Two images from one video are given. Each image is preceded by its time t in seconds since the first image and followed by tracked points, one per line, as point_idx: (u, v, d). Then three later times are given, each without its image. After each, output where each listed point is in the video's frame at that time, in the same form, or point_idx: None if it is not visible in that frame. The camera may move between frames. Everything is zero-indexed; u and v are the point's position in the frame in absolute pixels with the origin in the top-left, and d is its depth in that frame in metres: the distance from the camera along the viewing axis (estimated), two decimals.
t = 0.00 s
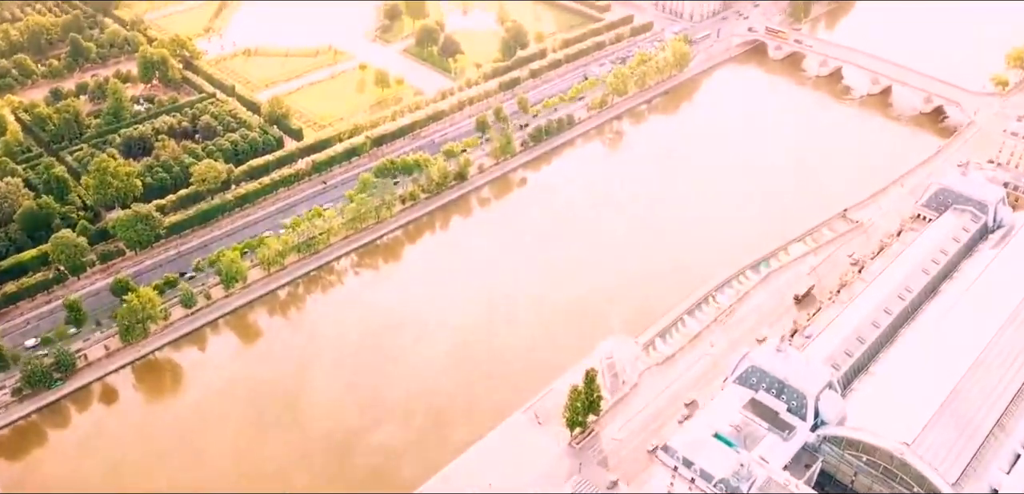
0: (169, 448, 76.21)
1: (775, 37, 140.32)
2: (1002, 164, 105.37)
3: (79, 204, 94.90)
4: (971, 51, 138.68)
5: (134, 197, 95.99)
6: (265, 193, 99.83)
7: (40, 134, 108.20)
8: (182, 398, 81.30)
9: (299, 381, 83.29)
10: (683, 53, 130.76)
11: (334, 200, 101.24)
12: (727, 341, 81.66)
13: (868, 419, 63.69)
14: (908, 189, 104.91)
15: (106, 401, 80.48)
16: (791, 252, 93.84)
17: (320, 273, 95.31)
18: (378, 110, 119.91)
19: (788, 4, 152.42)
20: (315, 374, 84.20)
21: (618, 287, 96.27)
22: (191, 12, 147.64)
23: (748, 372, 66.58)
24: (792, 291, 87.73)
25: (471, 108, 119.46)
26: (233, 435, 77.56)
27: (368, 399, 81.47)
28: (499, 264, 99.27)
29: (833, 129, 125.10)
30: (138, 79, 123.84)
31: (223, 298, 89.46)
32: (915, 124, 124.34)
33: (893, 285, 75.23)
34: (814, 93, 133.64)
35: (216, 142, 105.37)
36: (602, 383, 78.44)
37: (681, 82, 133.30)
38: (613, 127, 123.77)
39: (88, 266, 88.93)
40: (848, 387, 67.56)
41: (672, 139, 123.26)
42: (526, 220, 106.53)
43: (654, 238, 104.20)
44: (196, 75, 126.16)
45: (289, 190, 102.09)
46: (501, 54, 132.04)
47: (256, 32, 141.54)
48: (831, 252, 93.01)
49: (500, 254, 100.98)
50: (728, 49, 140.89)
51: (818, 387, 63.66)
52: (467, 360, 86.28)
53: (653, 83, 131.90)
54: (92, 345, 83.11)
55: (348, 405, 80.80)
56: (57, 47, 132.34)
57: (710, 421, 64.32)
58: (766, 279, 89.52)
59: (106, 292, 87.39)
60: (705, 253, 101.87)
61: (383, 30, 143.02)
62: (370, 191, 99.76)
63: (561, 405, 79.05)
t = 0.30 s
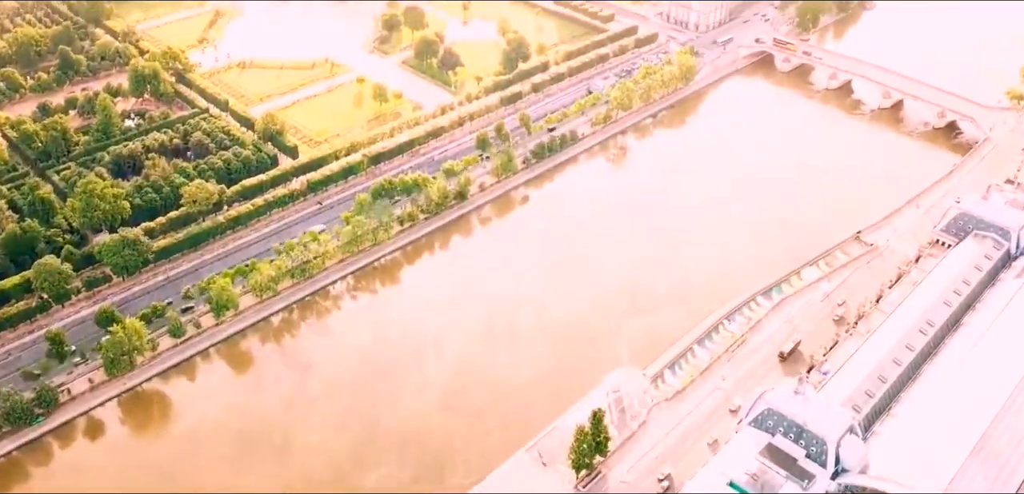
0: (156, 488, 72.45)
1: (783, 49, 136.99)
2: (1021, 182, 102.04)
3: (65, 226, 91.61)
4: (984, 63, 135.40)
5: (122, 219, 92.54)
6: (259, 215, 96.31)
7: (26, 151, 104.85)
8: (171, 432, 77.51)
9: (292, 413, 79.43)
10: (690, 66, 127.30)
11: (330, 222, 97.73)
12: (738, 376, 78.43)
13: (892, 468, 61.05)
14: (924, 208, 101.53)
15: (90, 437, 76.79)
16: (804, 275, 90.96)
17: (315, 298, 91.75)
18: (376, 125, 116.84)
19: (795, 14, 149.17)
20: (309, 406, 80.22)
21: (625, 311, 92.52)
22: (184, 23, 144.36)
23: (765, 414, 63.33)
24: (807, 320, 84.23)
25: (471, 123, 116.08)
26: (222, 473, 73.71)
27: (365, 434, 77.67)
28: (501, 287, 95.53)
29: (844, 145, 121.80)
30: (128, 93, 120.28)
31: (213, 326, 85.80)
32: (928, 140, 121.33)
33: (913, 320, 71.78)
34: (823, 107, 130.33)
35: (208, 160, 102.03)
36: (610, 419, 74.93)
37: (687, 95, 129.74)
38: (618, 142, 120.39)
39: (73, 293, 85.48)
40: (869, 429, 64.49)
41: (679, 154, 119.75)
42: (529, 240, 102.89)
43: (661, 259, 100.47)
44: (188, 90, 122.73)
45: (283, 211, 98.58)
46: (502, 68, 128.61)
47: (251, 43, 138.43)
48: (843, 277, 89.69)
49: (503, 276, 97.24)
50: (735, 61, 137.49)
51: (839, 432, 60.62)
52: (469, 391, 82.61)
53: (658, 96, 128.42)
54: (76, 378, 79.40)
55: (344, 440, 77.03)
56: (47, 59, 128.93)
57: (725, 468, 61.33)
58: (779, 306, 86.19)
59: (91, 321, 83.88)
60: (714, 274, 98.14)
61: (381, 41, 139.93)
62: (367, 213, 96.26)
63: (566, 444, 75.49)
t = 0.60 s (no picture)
0: None
1: (792, 61, 133.71)
2: None
3: (51, 250, 88.66)
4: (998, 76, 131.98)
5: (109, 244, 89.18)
6: (251, 238, 92.81)
7: (12, 170, 101.63)
8: (158, 471, 73.90)
9: (285, 450, 75.67)
10: (697, 79, 123.85)
11: (325, 245, 94.12)
12: (751, 412, 75.01)
13: None
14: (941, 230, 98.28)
15: (73, 475, 73.16)
16: (817, 302, 88.14)
17: (309, 326, 88.10)
18: (373, 142, 113.62)
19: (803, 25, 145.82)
20: (302, 442, 76.40)
21: (632, 338, 88.57)
22: (178, 34, 141.13)
23: (782, 462, 59.75)
24: (823, 353, 80.81)
25: (472, 140, 112.67)
26: None
27: (362, 474, 73.94)
28: (504, 312, 91.76)
29: (856, 161, 118.25)
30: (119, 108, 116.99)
31: (203, 357, 82.12)
32: (942, 158, 118.19)
33: (937, 358, 69.07)
34: (833, 121, 126.88)
35: (200, 180, 98.68)
36: (618, 458, 72.38)
37: (694, 109, 126.26)
38: (623, 159, 116.98)
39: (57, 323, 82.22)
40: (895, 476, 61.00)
41: (686, 170, 116.21)
42: (532, 262, 99.22)
43: (669, 282, 96.74)
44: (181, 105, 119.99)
45: (277, 234, 95.09)
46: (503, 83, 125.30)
47: (246, 56, 135.21)
48: (858, 305, 86.47)
49: (505, 301, 93.45)
50: (742, 73, 134.12)
51: (861, 484, 58.09)
52: (470, 425, 78.75)
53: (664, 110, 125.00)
54: (58, 415, 75.92)
55: (339, 480, 73.33)
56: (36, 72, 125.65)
57: None
58: (793, 336, 82.82)
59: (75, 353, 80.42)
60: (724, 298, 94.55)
61: (380, 53, 136.72)
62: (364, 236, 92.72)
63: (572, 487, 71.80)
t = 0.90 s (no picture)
0: None
1: (801, 74, 130.35)
2: None
3: (35, 276, 85.47)
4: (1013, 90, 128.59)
5: (95, 269, 85.68)
6: (244, 262, 89.49)
7: None
8: None
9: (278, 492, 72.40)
10: (704, 93, 120.49)
11: (321, 270, 90.86)
12: (765, 452, 71.61)
13: None
14: (959, 254, 94.83)
15: None
16: (831, 331, 84.85)
17: (304, 355, 84.56)
18: (371, 159, 110.32)
19: (811, 36, 142.45)
20: (296, 484, 73.09)
21: (639, 367, 84.97)
22: (171, 45, 137.88)
23: None
24: (837, 387, 77.27)
25: (473, 158, 109.34)
26: None
27: None
28: (505, 338, 88.01)
29: (868, 177, 114.53)
30: (109, 123, 113.75)
31: (192, 390, 78.44)
32: (956, 175, 114.57)
33: (964, 397, 70.92)
34: (845, 135, 123.22)
35: (191, 201, 95.46)
36: None
37: (701, 124, 122.82)
38: (628, 177, 113.59)
39: (42, 354, 79.14)
40: None
41: (692, 187, 112.61)
42: (535, 284, 95.49)
43: (678, 306, 93.04)
44: (174, 120, 116.75)
45: (271, 258, 91.70)
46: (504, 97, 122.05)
47: (241, 68, 132.01)
48: (874, 335, 82.86)
49: (507, 326, 89.68)
50: (750, 86, 130.69)
51: None
52: (470, 463, 75.16)
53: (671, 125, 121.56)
54: (40, 453, 72.71)
55: None
56: (24, 85, 122.36)
57: None
58: (807, 369, 79.01)
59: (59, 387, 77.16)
60: (734, 324, 90.84)
61: (378, 65, 133.26)
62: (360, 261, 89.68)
63: None
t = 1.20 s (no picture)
0: None
1: (810, 87, 126.97)
2: None
3: (17, 304, 81.82)
4: None
5: (79, 297, 82.00)
6: (235, 289, 85.92)
7: None
8: None
9: None
10: (711, 108, 117.10)
11: (316, 298, 87.34)
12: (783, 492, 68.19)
13: None
14: (979, 279, 91.44)
15: None
16: (846, 362, 83.33)
17: (297, 387, 81.00)
18: (368, 177, 106.85)
19: (820, 48, 139.05)
20: None
21: (647, 399, 81.19)
22: (164, 57, 134.57)
23: None
24: (857, 422, 73.86)
25: (474, 177, 105.86)
26: None
27: None
28: (507, 367, 84.17)
29: (883, 193, 110.75)
30: (98, 140, 110.24)
31: (180, 427, 74.79)
32: (972, 193, 111.05)
33: (993, 445, 69.93)
34: (856, 150, 119.62)
35: (181, 224, 92.01)
36: None
37: (708, 139, 119.37)
38: (634, 195, 110.14)
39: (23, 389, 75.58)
40: None
41: (701, 205, 108.84)
42: (538, 310, 91.77)
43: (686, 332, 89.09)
44: (165, 137, 113.40)
45: (263, 285, 88.16)
46: (506, 113, 118.88)
47: (236, 81, 128.68)
48: (892, 369, 79.45)
49: (508, 354, 85.82)
50: (758, 100, 127.19)
51: None
52: None
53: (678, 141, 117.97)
54: None
55: None
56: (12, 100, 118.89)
57: None
58: (823, 404, 75.84)
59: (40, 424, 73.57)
60: (746, 351, 86.95)
61: (376, 78, 129.90)
62: (356, 288, 86.36)
63: None
